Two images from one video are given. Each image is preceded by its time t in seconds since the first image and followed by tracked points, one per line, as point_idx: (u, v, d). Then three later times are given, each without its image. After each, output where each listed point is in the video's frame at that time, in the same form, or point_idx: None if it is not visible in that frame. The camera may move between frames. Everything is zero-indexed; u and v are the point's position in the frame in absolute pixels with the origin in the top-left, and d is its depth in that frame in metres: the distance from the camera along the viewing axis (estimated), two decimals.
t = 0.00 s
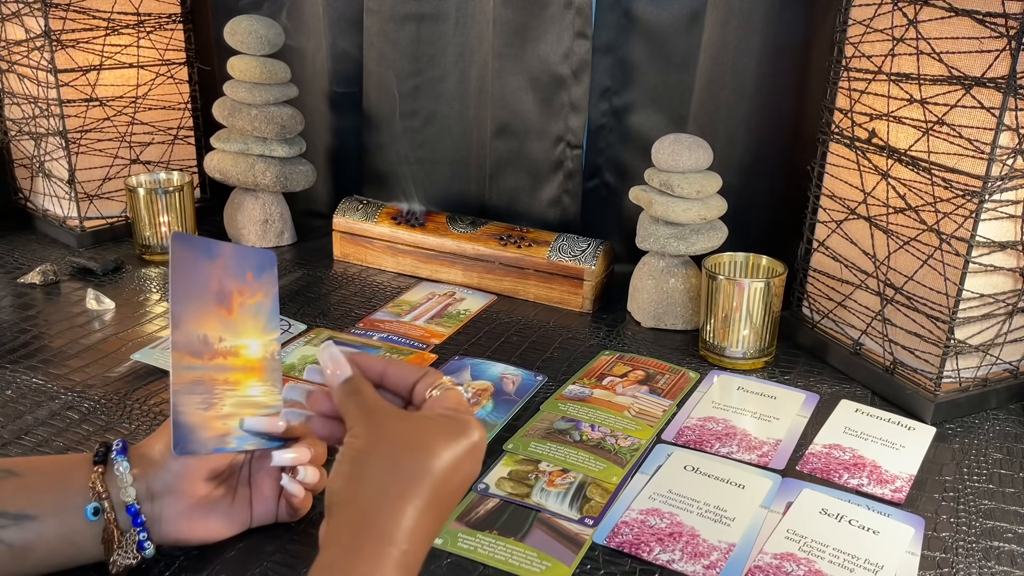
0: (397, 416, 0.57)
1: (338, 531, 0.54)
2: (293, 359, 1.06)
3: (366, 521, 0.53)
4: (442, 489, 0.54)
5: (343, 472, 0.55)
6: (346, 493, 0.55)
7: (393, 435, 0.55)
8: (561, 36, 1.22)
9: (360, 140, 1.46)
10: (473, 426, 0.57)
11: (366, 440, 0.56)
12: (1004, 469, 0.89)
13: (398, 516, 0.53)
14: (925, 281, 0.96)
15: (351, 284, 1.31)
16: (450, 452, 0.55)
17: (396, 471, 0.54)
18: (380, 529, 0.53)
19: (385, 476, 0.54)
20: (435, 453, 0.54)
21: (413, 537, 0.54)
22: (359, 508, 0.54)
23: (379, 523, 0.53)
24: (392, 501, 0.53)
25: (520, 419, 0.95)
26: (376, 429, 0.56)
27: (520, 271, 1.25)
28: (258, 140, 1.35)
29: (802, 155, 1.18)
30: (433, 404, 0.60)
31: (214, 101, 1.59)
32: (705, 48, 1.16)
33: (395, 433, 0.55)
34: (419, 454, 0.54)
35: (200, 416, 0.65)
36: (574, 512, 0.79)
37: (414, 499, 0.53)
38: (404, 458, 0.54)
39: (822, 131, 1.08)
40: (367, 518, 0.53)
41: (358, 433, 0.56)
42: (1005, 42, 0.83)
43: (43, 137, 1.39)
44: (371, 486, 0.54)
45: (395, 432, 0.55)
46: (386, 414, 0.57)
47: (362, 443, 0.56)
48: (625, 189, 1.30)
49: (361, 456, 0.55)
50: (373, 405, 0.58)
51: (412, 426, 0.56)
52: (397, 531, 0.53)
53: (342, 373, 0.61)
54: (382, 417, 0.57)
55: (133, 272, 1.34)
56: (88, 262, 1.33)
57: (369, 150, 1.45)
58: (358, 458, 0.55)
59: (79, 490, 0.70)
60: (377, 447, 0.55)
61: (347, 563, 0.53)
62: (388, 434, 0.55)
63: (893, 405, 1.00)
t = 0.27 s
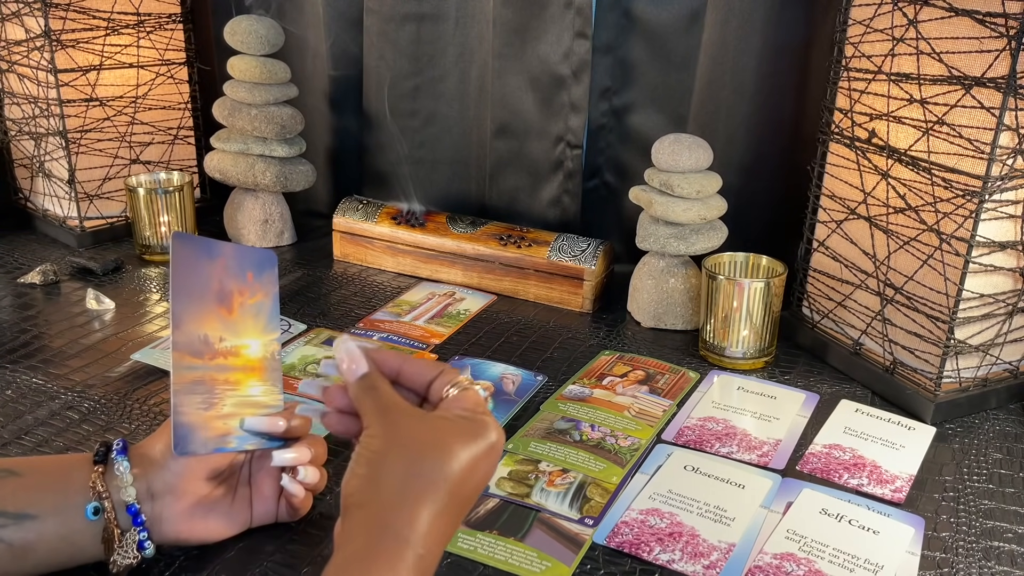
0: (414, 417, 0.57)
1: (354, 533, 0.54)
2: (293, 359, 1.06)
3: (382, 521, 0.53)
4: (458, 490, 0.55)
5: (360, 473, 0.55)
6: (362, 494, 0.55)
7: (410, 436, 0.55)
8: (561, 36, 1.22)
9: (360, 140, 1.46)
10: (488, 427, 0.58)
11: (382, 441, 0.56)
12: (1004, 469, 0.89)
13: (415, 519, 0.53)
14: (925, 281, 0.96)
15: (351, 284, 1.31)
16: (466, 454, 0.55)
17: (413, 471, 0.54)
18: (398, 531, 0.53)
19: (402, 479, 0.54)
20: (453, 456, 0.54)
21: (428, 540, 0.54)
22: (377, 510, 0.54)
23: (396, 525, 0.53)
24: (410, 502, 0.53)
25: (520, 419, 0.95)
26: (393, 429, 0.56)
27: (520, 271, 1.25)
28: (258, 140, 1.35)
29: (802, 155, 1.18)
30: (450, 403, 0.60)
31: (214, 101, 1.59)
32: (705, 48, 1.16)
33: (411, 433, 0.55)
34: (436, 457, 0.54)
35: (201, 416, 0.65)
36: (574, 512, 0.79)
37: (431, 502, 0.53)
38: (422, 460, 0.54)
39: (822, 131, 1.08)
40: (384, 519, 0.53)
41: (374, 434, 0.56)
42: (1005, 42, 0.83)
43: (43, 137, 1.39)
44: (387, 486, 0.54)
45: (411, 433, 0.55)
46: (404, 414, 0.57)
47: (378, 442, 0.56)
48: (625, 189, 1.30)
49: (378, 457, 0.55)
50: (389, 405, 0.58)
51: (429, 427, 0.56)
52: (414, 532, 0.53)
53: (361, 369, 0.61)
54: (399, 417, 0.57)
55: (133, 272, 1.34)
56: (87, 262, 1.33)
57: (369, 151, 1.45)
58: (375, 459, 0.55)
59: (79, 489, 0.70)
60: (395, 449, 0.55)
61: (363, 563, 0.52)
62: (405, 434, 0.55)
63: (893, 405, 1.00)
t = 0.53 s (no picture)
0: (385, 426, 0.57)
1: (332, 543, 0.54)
2: (293, 359, 1.06)
3: (358, 527, 0.53)
4: (434, 494, 0.55)
5: (335, 485, 0.55)
6: (339, 504, 0.55)
7: (383, 442, 0.56)
8: (561, 36, 1.22)
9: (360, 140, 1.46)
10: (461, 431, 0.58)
11: (355, 452, 0.56)
12: (1004, 469, 0.89)
13: (392, 520, 0.53)
14: (925, 281, 0.96)
15: (351, 284, 1.31)
16: (439, 457, 0.55)
17: (387, 477, 0.54)
18: (376, 534, 0.53)
19: (377, 482, 0.54)
20: (426, 459, 0.54)
21: (406, 544, 0.53)
22: (353, 515, 0.54)
23: (373, 529, 0.53)
24: (384, 507, 0.53)
25: (520, 419, 0.95)
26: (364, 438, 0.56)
27: (520, 271, 1.25)
28: (258, 140, 1.35)
29: (802, 155, 1.18)
30: (421, 413, 0.60)
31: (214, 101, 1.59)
32: (705, 48, 1.16)
33: (383, 441, 0.56)
34: (409, 461, 0.54)
35: (200, 417, 0.65)
36: (574, 512, 0.79)
37: (407, 504, 0.53)
38: (395, 464, 0.54)
39: (822, 131, 1.08)
40: (360, 525, 0.53)
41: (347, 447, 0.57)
42: (1005, 42, 0.83)
43: (43, 137, 1.39)
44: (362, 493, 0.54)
45: (384, 441, 0.56)
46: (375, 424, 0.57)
47: (351, 453, 0.56)
48: (625, 189, 1.30)
49: (352, 467, 0.55)
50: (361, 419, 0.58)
51: (401, 432, 0.56)
52: (390, 537, 0.53)
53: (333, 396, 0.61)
54: (371, 428, 0.57)
55: (133, 272, 1.34)
56: (88, 262, 1.33)
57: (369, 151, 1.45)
58: (350, 470, 0.55)
59: (79, 490, 0.70)
60: (367, 456, 0.55)
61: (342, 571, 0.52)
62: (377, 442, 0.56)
63: (893, 405, 1.00)
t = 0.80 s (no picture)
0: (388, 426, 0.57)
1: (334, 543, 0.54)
2: (293, 360, 1.06)
3: (360, 526, 0.53)
4: (437, 495, 0.55)
5: (337, 485, 0.55)
6: (341, 504, 0.55)
7: (385, 442, 0.56)
8: (561, 36, 1.22)
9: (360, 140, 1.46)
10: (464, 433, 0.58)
11: (358, 451, 0.56)
12: (1004, 469, 0.89)
13: (395, 520, 0.53)
14: (925, 281, 0.96)
15: (351, 284, 1.31)
16: (442, 457, 0.55)
17: (389, 476, 0.54)
18: (378, 533, 0.53)
19: (379, 481, 0.54)
20: (428, 459, 0.54)
21: (409, 544, 0.54)
22: (355, 514, 0.54)
23: (375, 528, 0.53)
24: (387, 506, 0.53)
25: (520, 419, 0.95)
26: (366, 438, 0.57)
27: (520, 271, 1.25)
28: (258, 140, 1.35)
29: (802, 155, 1.18)
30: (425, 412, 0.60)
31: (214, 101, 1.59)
32: (705, 48, 1.16)
33: (386, 441, 0.56)
34: (411, 460, 0.54)
35: (202, 418, 0.65)
36: (574, 512, 0.79)
37: (409, 504, 0.53)
38: (397, 463, 0.54)
39: (822, 131, 1.08)
40: (362, 523, 0.53)
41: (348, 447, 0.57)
42: (1005, 42, 0.83)
43: (43, 137, 1.39)
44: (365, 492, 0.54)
45: (387, 441, 0.56)
46: (377, 424, 0.58)
47: (354, 453, 0.56)
48: (625, 189, 1.30)
49: (354, 468, 0.55)
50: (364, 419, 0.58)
51: (403, 433, 0.56)
52: (393, 536, 0.53)
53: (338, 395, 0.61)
54: (373, 429, 0.57)
55: (133, 272, 1.34)
56: (87, 262, 1.33)
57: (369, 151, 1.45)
58: (353, 469, 0.55)
59: (79, 491, 0.70)
60: (369, 455, 0.55)
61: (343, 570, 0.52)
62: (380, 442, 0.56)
63: (893, 405, 1.00)
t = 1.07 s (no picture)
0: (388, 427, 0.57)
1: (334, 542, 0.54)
2: (293, 359, 1.06)
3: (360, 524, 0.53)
4: (437, 496, 0.55)
5: (337, 485, 0.55)
6: (341, 504, 0.55)
7: (385, 442, 0.56)
8: (561, 36, 1.22)
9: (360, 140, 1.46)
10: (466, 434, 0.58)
11: (358, 452, 0.56)
12: (1004, 469, 0.89)
13: (394, 520, 0.53)
14: (925, 281, 0.96)
15: (351, 284, 1.31)
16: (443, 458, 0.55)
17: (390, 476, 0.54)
18: (378, 533, 0.53)
19: (379, 481, 0.54)
20: (428, 460, 0.54)
21: (409, 544, 0.54)
22: (355, 513, 0.54)
23: (374, 528, 0.53)
24: (387, 506, 0.53)
25: (520, 419, 0.95)
26: (367, 439, 0.57)
27: (520, 271, 1.25)
28: (258, 140, 1.35)
29: (801, 155, 1.18)
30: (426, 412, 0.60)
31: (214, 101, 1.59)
32: (705, 48, 1.16)
33: (387, 441, 0.56)
34: (411, 461, 0.54)
35: (202, 419, 0.65)
36: (574, 512, 0.79)
37: (409, 504, 0.53)
38: (397, 464, 0.54)
39: (822, 131, 1.08)
40: (362, 523, 0.53)
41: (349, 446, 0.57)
42: (1005, 42, 0.83)
43: (43, 137, 1.39)
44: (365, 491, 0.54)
45: (388, 441, 0.56)
46: (378, 425, 0.58)
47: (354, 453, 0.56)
48: (625, 189, 1.30)
49: (354, 468, 0.55)
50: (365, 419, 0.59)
51: (403, 434, 0.56)
52: (393, 535, 0.53)
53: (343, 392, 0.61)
54: (373, 429, 0.57)
55: (133, 272, 1.34)
56: (87, 262, 1.33)
57: (369, 151, 1.45)
58: (353, 469, 0.55)
59: (79, 491, 0.70)
60: (369, 455, 0.55)
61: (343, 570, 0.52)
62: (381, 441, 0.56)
63: (893, 405, 1.00)
